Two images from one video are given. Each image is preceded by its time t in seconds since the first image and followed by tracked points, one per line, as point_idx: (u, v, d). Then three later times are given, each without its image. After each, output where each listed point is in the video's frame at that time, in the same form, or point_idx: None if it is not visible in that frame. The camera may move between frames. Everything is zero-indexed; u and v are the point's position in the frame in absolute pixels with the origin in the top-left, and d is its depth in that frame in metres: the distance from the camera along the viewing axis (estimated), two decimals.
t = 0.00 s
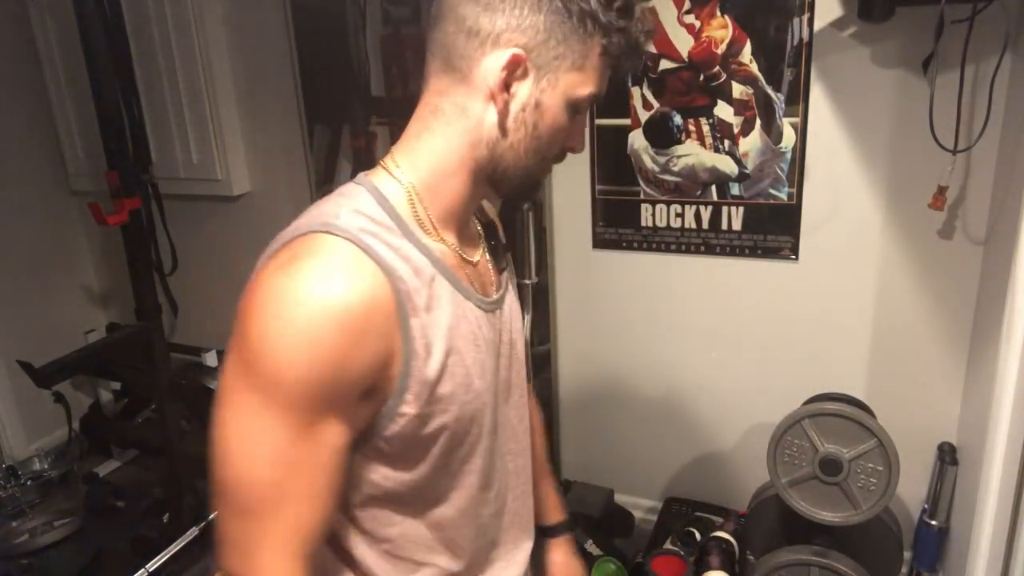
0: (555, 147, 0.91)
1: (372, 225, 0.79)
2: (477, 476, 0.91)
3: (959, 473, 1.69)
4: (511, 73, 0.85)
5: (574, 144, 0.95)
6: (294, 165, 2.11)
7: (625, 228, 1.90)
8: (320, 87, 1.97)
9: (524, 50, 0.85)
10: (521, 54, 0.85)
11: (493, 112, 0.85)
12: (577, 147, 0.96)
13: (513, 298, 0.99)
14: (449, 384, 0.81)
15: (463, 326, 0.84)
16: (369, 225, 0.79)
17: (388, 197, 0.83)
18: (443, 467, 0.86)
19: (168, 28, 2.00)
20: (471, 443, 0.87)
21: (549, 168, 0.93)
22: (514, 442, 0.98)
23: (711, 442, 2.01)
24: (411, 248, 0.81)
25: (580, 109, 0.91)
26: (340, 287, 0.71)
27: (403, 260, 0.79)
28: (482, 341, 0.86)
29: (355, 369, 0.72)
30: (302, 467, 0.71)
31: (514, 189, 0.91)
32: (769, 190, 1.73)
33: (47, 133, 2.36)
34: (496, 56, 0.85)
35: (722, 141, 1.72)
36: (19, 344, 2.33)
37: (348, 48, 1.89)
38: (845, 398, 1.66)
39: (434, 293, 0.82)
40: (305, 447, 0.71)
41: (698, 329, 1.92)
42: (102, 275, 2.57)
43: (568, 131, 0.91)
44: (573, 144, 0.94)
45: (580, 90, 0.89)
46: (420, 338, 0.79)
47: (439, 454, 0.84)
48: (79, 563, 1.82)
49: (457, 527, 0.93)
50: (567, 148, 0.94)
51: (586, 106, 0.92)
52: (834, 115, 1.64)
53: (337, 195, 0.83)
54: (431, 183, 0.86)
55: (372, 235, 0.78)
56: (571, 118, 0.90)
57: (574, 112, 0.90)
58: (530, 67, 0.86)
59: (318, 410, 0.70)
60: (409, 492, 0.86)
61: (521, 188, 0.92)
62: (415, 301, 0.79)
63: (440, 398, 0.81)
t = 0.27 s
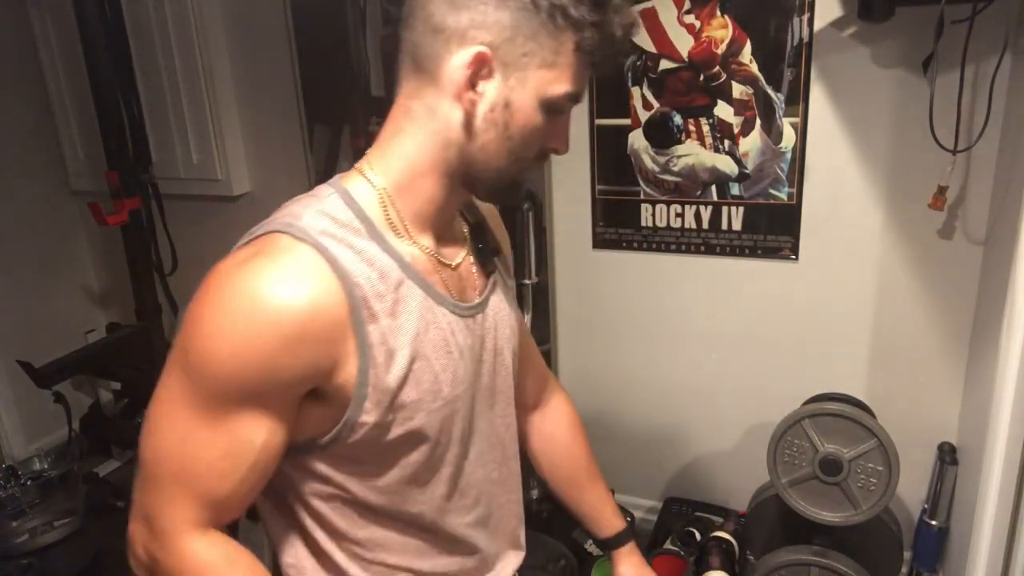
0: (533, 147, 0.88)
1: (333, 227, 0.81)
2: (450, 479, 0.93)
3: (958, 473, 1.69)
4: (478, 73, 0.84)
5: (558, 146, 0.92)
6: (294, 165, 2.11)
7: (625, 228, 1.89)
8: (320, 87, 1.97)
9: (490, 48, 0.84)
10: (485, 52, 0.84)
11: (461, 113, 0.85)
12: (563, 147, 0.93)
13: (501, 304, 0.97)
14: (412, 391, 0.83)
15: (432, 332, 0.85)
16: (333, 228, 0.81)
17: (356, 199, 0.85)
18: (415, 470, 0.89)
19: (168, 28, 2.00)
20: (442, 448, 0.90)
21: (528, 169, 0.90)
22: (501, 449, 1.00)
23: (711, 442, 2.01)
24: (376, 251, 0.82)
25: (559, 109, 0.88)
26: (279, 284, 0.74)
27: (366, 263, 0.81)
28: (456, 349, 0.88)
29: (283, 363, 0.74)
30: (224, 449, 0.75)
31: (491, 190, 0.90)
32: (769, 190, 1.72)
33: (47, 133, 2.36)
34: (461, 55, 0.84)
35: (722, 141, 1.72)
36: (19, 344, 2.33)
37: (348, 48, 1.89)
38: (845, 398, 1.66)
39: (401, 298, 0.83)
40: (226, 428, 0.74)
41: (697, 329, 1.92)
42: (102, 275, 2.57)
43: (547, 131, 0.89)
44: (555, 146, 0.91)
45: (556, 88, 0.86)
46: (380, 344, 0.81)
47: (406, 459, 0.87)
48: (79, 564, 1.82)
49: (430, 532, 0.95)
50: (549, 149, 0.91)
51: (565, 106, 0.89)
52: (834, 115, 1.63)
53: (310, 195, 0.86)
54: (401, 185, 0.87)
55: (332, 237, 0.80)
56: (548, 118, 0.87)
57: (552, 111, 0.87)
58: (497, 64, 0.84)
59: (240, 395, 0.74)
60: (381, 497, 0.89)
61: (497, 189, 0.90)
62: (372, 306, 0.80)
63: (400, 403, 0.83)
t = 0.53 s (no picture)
0: (456, 134, 0.80)
1: (283, 238, 0.79)
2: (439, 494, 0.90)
3: (958, 473, 1.69)
4: (379, 60, 0.78)
5: (495, 129, 0.82)
6: (294, 165, 2.11)
7: (625, 228, 1.90)
8: (320, 87, 1.97)
9: (381, 31, 0.77)
10: (380, 35, 0.77)
11: (375, 105, 0.80)
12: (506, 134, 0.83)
13: (484, 305, 0.99)
14: (385, 405, 0.80)
15: (402, 341, 0.83)
16: (285, 239, 0.79)
17: (307, 209, 0.84)
18: (398, 486, 0.86)
19: (168, 28, 2.00)
20: (425, 461, 0.87)
21: (464, 159, 0.83)
22: (494, 459, 1.00)
23: (711, 442, 2.01)
24: (332, 261, 0.80)
25: (485, 93, 0.79)
26: (232, 302, 0.72)
27: (321, 275, 0.79)
28: (432, 357, 0.86)
29: (249, 379, 0.71)
30: (225, 486, 0.73)
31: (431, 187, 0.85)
32: (769, 190, 1.73)
33: (47, 133, 2.36)
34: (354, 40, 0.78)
35: (722, 141, 1.72)
36: (19, 344, 2.33)
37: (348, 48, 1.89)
38: (845, 398, 1.66)
39: (363, 309, 0.81)
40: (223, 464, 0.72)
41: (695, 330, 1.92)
42: (102, 275, 2.57)
43: (470, 119, 0.80)
44: (490, 130, 0.82)
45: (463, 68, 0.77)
46: (344, 358, 0.78)
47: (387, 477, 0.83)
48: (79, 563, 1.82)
49: (423, 552, 0.92)
50: (484, 133, 0.81)
51: (491, 88, 0.79)
52: (834, 115, 1.63)
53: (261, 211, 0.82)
54: (342, 185, 0.86)
55: (282, 251, 0.78)
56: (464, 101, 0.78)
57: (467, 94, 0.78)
58: (396, 46, 0.77)
59: (221, 424, 0.72)
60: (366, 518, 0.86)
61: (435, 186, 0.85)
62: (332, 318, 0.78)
63: (376, 421, 0.80)
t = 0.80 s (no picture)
0: (366, 139, 0.71)
1: (246, 260, 0.70)
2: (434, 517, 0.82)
3: (959, 473, 1.69)
4: (268, 69, 0.70)
5: (415, 130, 0.72)
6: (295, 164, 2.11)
7: (624, 228, 1.90)
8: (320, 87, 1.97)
9: (270, 38, 0.69)
10: (267, 42, 0.69)
11: (279, 116, 0.72)
12: (431, 135, 0.73)
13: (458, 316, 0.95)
14: (371, 425, 0.72)
15: (382, 358, 0.76)
16: (246, 263, 0.70)
17: (265, 228, 0.75)
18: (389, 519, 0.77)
19: (169, 28, 2.01)
20: (414, 487, 0.78)
21: (385, 167, 0.72)
22: (484, 476, 0.91)
23: (711, 442, 2.01)
24: (300, 281, 0.72)
25: (391, 88, 0.70)
26: (201, 330, 0.64)
27: (291, 297, 0.71)
28: (413, 373, 0.79)
29: (232, 411, 0.63)
30: (233, 542, 0.63)
31: (370, 208, 0.76)
32: (769, 189, 1.73)
33: (47, 133, 2.36)
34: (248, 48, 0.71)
35: (721, 141, 1.72)
36: (19, 343, 2.33)
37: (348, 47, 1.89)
38: (845, 398, 1.66)
39: (337, 328, 0.73)
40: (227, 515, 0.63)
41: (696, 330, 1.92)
42: (103, 275, 2.57)
43: (379, 122, 0.70)
44: (410, 132, 0.72)
45: (359, 63, 0.68)
46: (323, 380, 0.70)
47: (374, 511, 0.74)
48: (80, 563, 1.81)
49: None
50: (402, 136, 0.72)
51: (396, 81, 0.70)
52: (834, 116, 1.63)
53: (214, 234, 0.74)
54: (303, 211, 0.78)
55: (247, 273, 0.69)
56: (369, 102, 0.70)
57: (374, 93, 0.69)
58: (283, 50, 0.69)
59: (212, 471, 0.63)
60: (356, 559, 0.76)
61: (372, 205, 0.75)
62: (306, 337, 0.70)
63: (361, 445, 0.71)
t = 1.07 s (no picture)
0: (327, 139, 0.73)
1: (215, 273, 0.73)
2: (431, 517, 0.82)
3: (958, 473, 1.68)
4: (236, 72, 0.75)
5: (375, 128, 0.74)
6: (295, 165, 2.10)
7: (625, 228, 1.90)
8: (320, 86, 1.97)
9: (228, 45, 0.74)
10: (231, 47, 0.74)
11: (247, 117, 0.76)
12: (395, 132, 0.75)
13: (446, 321, 0.96)
14: (347, 437, 0.75)
15: (358, 368, 0.79)
16: (215, 273, 0.73)
17: (235, 242, 0.78)
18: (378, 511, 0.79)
19: (169, 28, 2.01)
20: (395, 498, 0.81)
21: (351, 168, 0.75)
22: (474, 489, 0.94)
23: (711, 442, 2.01)
24: (271, 293, 0.76)
25: (350, 85, 0.72)
26: (173, 345, 0.67)
27: (261, 308, 0.74)
28: (393, 384, 0.82)
29: (208, 422, 0.66)
30: (218, 550, 0.66)
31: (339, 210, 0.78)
32: (770, 189, 1.73)
33: (48, 133, 2.36)
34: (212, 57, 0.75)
35: (722, 141, 1.72)
36: (20, 344, 2.33)
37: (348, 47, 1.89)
38: (845, 398, 1.66)
39: (311, 338, 0.76)
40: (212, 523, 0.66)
41: (692, 331, 1.93)
42: (103, 276, 2.57)
43: (341, 120, 0.73)
44: (370, 131, 0.74)
45: (313, 63, 0.70)
46: (294, 391, 0.72)
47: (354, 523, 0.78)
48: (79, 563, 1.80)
49: None
50: (362, 135, 0.74)
51: (355, 76, 0.72)
52: (834, 116, 1.63)
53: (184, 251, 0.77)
54: (275, 219, 0.81)
55: (215, 285, 0.73)
56: (326, 102, 0.72)
57: (331, 92, 0.72)
58: (245, 53, 0.73)
59: (186, 482, 0.66)
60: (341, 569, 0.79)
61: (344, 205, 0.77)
62: (276, 348, 0.73)
63: (339, 456, 0.74)
